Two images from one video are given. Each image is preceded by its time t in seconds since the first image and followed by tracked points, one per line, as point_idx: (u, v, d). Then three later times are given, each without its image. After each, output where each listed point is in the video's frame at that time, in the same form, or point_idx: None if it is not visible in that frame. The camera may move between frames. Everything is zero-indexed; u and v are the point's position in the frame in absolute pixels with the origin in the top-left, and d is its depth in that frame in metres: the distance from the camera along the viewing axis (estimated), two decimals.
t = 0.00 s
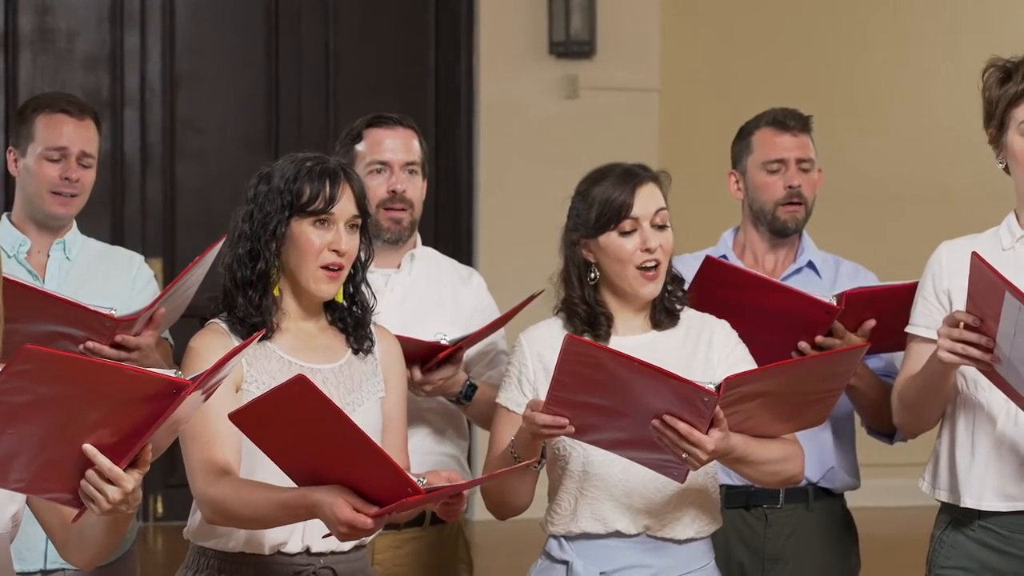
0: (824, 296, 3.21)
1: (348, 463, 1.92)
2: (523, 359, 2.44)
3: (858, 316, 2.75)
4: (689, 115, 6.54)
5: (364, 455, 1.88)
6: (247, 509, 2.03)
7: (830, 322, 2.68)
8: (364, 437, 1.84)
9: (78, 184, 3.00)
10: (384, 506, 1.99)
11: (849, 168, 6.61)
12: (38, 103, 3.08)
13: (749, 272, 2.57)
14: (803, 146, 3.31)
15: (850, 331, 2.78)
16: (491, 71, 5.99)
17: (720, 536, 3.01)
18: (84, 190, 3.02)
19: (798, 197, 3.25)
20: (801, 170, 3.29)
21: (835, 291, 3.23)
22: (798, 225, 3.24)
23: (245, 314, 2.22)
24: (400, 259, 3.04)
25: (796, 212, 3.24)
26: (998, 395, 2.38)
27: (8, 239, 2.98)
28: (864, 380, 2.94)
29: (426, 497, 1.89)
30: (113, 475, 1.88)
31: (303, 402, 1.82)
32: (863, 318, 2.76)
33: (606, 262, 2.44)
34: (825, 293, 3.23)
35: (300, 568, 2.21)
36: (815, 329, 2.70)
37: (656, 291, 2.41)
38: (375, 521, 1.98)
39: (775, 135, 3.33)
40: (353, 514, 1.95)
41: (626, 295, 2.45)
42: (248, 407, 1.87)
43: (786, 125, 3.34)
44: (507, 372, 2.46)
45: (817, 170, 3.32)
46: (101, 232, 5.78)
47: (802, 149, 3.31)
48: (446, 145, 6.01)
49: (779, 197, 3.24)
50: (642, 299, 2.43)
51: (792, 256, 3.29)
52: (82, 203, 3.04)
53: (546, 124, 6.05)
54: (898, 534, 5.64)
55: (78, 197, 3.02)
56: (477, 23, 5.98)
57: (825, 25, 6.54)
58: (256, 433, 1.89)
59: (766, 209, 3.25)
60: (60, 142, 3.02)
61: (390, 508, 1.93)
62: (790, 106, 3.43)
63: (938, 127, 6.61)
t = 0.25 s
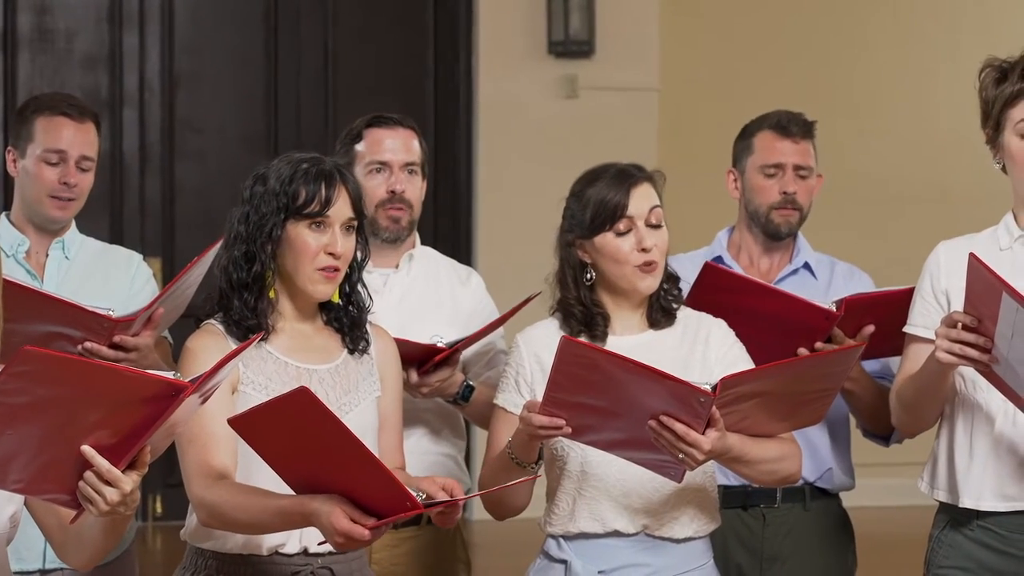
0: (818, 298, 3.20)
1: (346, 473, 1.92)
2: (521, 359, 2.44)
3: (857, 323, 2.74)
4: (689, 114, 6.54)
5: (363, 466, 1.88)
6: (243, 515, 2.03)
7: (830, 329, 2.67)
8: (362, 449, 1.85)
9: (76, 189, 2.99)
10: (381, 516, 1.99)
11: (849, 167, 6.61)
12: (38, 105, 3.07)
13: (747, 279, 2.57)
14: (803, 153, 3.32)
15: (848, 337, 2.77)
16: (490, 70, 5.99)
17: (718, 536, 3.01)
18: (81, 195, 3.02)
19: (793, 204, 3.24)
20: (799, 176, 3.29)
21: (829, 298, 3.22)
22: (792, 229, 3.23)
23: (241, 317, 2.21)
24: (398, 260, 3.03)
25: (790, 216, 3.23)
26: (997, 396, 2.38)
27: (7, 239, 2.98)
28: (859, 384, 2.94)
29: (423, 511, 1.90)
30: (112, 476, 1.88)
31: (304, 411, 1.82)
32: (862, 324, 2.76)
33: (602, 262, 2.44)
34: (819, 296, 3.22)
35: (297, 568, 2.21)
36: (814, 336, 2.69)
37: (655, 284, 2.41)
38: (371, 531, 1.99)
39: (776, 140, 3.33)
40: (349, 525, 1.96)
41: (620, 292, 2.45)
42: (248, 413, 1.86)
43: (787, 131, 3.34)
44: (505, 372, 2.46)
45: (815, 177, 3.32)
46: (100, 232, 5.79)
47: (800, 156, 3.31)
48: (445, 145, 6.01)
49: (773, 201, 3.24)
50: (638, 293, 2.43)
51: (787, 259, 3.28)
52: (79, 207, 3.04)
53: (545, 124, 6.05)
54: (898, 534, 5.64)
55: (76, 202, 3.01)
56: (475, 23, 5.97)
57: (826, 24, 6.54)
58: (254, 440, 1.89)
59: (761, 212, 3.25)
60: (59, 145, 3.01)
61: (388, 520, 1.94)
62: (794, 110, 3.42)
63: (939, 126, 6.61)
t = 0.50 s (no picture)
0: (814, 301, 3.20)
1: (347, 474, 1.92)
2: (520, 359, 2.43)
3: (854, 323, 2.74)
4: (688, 114, 6.54)
5: (364, 466, 1.88)
6: (244, 518, 2.03)
7: (829, 329, 2.67)
8: (363, 449, 1.84)
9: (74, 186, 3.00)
10: (382, 518, 1.99)
11: (848, 167, 6.60)
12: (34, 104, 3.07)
13: (747, 281, 2.57)
14: (805, 154, 3.34)
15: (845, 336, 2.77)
16: (490, 70, 5.99)
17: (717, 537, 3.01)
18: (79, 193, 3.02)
19: (794, 204, 3.26)
20: (801, 178, 3.31)
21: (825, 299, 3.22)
22: (789, 233, 3.24)
23: (238, 319, 2.21)
24: (398, 261, 3.04)
25: (789, 220, 3.24)
26: (996, 398, 2.37)
27: (7, 239, 2.99)
28: (858, 384, 2.94)
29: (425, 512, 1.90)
30: (111, 477, 1.87)
31: (305, 412, 1.82)
32: (860, 323, 2.75)
33: (600, 260, 2.43)
34: (816, 296, 3.21)
35: (297, 569, 2.21)
36: (814, 335, 2.69)
37: (652, 280, 2.41)
38: (373, 532, 1.98)
39: (781, 138, 3.35)
40: (351, 526, 1.95)
41: (618, 290, 2.45)
42: (247, 415, 1.86)
43: (793, 132, 3.36)
44: (504, 372, 2.46)
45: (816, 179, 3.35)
46: (99, 232, 5.78)
47: (804, 158, 3.33)
48: (445, 145, 6.01)
49: (776, 201, 3.25)
50: (638, 290, 2.43)
51: (783, 258, 3.29)
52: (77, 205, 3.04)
53: (544, 124, 6.05)
54: (897, 533, 5.64)
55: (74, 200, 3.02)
56: (474, 22, 5.97)
57: (825, 24, 6.54)
58: (255, 441, 1.89)
59: (761, 212, 3.25)
60: (55, 142, 3.01)
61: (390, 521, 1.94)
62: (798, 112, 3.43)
63: (938, 126, 6.61)
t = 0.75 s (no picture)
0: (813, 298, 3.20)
1: (349, 474, 1.92)
2: (519, 359, 2.43)
3: (853, 320, 2.74)
4: (688, 114, 6.54)
5: (367, 465, 1.88)
6: (244, 521, 2.03)
7: (827, 326, 2.67)
8: (366, 448, 1.85)
9: (73, 184, 3.00)
10: (385, 517, 2.00)
11: (848, 167, 6.60)
12: (33, 103, 3.07)
13: (745, 275, 2.58)
14: (811, 161, 3.33)
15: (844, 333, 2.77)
16: (489, 70, 5.98)
17: (717, 537, 3.01)
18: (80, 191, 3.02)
19: (803, 210, 3.26)
20: (809, 185, 3.31)
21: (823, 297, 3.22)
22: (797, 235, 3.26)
23: (234, 322, 2.21)
24: (399, 263, 3.05)
25: (798, 223, 3.25)
26: (995, 400, 2.37)
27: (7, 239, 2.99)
28: (858, 382, 2.95)
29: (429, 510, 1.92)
30: (110, 477, 1.88)
31: (305, 413, 1.82)
32: (857, 321, 2.76)
33: (597, 258, 2.44)
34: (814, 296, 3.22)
35: (298, 570, 2.21)
36: (812, 333, 2.69)
37: (649, 277, 2.41)
38: (376, 532, 1.99)
39: (788, 144, 3.33)
40: (355, 527, 1.95)
41: (617, 291, 2.45)
42: (246, 418, 1.86)
43: (800, 138, 3.35)
44: (503, 372, 2.46)
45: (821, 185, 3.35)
46: (98, 232, 5.78)
47: (811, 164, 3.32)
48: (444, 145, 6.01)
49: (784, 208, 3.25)
50: (636, 288, 2.43)
51: (782, 258, 3.29)
52: (77, 204, 3.04)
53: (544, 123, 6.05)
54: (897, 533, 5.64)
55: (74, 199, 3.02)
56: (474, 22, 5.97)
57: (825, 23, 6.53)
58: (256, 445, 1.89)
59: (769, 217, 3.25)
60: (54, 141, 3.02)
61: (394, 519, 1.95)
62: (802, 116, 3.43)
63: (938, 126, 6.60)
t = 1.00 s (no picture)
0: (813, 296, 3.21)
1: (349, 477, 1.92)
2: (520, 357, 2.43)
3: (848, 318, 2.73)
4: (688, 113, 6.53)
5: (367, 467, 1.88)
6: (245, 524, 2.03)
7: (822, 325, 2.67)
8: (366, 451, 1.84)
9: (74, 184, 3.00)
10: (387, 519, 1.99)
11: (848, 166, 6.61)
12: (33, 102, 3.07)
13: (745, 277, 2.58)
14: (809, 156, 3.32)
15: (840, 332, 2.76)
16: (489, 70, 5.98)
17: (717, 537, 3.01)
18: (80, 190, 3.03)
19: (802, 208, 3.25)
20: (808, 181, 3.30)
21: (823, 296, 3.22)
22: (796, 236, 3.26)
23: (227, 327, 2.19)
24: (399, 264, 3.05)
25: (796, 223, 3.25)
26: (995, 402, 2.37)
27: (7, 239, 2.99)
28: (856, 379, 2.95)
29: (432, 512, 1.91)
30: (110, 481, 1.88)
31: (304, 417, 1.82)
32: (853, 319, 2.74)
33: (597, 255, 2.44)
34: (813, 296, 3.22)
35: (301, 570, 2.22)
36: (806, 332, 2.69)
37: (648, 283, 2.42)
38: (379, 535, 1.99)
39: (785, 141, 3.32)
40: (356, 530, 1.95)
41: (619, 292, 2.45)
42: (246, 421, 1.86)
43: (797, 134, 3.34)
44: (504, 370, 2.46)
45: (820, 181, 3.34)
46: (98, 233, 5.78)
47: (809, 159, 3.31)
48: (444, 145, 6.01)
49: (784, 206, 3.25)
50: (633, 295, 2.44)
51: (782, 258, 3.29)
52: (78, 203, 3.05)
53: (544, 123, 6.04)
54: (897, 532, 5.64)
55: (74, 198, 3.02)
56: (473, 22, 5.96)
57: (824, 22, 6.53)
58: (256, 448, 1.89)
59: (769, 216, 3.25)
60: (54, 140, 3.02)
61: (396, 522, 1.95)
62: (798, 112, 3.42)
63: (938, 125, 6.60)
